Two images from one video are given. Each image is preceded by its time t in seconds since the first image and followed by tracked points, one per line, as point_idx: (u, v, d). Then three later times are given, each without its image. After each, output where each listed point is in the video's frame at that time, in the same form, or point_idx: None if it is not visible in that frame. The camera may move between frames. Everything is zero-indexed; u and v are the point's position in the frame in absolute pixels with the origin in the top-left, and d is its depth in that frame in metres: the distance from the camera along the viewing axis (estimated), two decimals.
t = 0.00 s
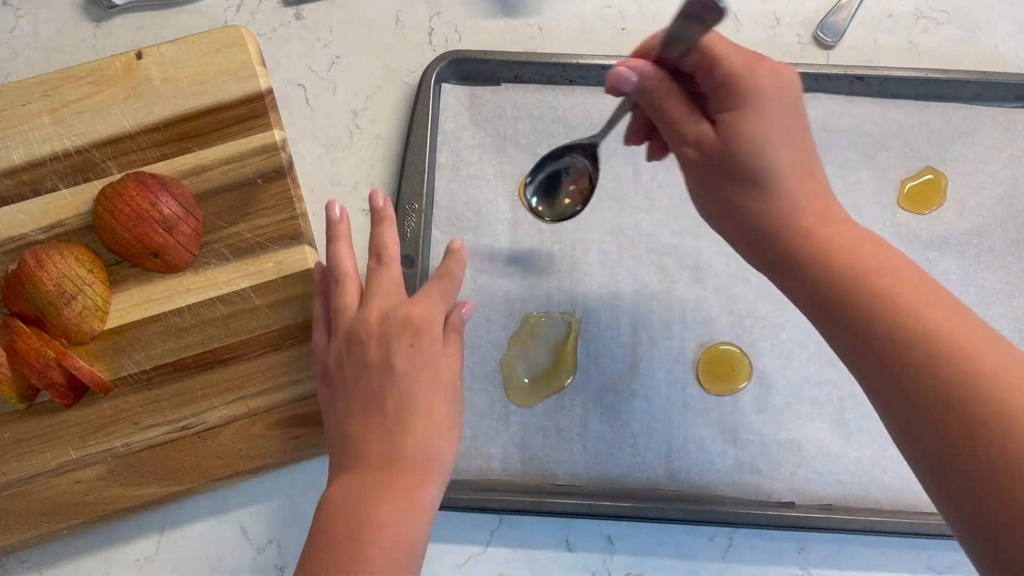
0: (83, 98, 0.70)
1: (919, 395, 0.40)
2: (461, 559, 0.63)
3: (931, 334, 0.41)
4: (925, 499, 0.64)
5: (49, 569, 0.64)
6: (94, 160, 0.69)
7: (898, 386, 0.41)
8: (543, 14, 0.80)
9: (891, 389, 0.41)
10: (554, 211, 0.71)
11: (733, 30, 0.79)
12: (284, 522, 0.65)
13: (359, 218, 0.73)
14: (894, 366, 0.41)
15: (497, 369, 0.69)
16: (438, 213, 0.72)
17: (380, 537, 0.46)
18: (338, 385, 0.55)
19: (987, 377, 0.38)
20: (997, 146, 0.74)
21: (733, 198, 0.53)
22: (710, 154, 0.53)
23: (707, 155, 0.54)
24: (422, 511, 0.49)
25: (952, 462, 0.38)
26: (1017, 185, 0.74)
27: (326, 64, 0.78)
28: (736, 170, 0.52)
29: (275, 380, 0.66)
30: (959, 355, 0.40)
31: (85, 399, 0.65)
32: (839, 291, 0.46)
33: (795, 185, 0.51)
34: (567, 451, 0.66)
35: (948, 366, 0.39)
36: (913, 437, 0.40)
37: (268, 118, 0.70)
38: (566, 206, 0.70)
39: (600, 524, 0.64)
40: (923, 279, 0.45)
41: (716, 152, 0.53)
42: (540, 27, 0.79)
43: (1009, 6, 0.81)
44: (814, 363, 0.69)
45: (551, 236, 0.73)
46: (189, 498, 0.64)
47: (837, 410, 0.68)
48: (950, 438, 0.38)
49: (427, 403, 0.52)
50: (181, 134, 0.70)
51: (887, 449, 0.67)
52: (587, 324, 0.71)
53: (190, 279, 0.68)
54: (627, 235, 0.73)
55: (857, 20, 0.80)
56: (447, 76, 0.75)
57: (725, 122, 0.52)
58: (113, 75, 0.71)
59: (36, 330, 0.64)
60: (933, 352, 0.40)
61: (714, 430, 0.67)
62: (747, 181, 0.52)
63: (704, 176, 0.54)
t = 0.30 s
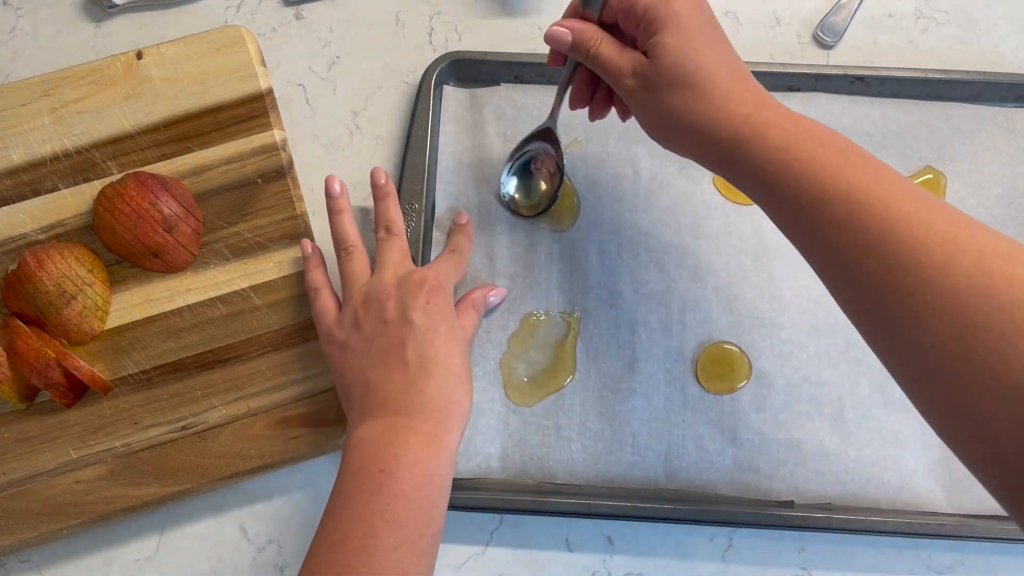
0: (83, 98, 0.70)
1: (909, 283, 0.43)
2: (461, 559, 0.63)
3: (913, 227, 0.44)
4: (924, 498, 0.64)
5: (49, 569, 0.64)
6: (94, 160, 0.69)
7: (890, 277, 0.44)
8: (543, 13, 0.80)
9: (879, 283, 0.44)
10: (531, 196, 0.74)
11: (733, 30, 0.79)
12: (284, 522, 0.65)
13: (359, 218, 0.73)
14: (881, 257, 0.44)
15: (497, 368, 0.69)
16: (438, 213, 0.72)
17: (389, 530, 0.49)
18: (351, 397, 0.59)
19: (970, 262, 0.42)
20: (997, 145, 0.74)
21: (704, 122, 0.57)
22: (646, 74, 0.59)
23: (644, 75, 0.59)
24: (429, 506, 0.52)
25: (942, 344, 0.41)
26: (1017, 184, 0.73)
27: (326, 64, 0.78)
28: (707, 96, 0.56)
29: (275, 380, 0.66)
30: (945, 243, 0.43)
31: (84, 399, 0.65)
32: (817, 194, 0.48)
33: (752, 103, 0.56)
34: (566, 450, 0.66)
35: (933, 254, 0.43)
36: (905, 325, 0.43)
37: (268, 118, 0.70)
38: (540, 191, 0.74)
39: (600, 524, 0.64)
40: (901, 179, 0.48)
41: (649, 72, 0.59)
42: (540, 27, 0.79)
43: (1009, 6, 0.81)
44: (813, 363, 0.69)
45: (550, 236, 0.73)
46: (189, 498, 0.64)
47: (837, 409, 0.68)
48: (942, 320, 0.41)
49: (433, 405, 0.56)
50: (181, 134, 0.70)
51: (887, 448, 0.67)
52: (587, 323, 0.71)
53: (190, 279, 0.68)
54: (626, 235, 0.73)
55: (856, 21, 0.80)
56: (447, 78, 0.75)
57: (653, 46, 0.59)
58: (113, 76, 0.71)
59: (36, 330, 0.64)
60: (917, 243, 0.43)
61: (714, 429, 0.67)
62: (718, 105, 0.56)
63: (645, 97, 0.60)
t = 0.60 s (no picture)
0: (83, 98, 0.70)
1: (905, 234, 0.43)
2: (461, 559, 0.63)
3: (911, 181, 0.45)
4: (923, 498, 0.64)
5: (49, 569, 0.64)
6: (94, 160, 0.69)
7: (886, 229, 0.44)
8: (543, 14, 0.80)
9: (872, 235, 0.45)
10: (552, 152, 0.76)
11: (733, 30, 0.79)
12: (284, 522, 0.65)
13: (359, 218, 0.73)
14: (879, 209, 0.45)
15: (497, 369, 0.69)
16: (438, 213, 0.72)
17: (387, 529, 0.49)
18: (347, 396, 0.59)
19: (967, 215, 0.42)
20: (997, 146, 0.74)
21: (712, 84, 0.58)
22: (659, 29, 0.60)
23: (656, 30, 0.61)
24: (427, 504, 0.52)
25: (934, 294, 0.41)
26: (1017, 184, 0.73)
27: (326, 64, 0.78)
28: (716, 58, 0.58)
29: (275, 380, 0.66)
30: (941, 195, 0.43)
31: (84, 399, 0.65)
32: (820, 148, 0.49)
33: (763, 67, 0.57)
34: (566, 450, 0.66)
35: (930, 208, 0.43)
36: (899, 277, 0.43)
37: (268, 118, 0.70)
38: (564, 146, 0.75)
39: (600, 524, 0.64)
40: (906, 138, 0.49)
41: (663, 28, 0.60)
42: (540, 27, 0.79)
43: (1009, 6, 0.81)
44: (813, 363, 0.69)
45: (550, 236, 0.73)
46: (189, 498, 0.64)
47: (837, 409, 0.68)
48: (934, 269, 0.41)
49: (430, 404, 0.56)
50: (181, 134, 0.70)
51: (887, 448, 0.67)
52: (587, 322, 0.71)
53: (190, 279, 0.68)
54: (626, 235, 0.73)
55: (856, 21, 0.80)
56: (447, 78, 0.76)
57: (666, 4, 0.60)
58: (113, 75, 0.71)
59: (36, 330, 0.64)
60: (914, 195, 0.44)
61: (714, 430, 0.67)
62: (726, 63, 0.58)
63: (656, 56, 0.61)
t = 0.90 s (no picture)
0: (83, 98, 0.70)
1: (921, 233, 0.41)
2: (461, 559, 0.63)
3: (936, 177, 0.42)
4: (923, 499, 0.64)
5: (49, 569, 0.64)
6: (94, 159, 0.69)
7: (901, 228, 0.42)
8: (543, 13, 0.80)
9: (894, 232, 0.42)
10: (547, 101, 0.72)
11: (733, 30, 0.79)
12: (284, 522, 0.65)
13: (359, 218, 0.73)
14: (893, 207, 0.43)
15: (497, 369, 0.69)
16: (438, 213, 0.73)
17: (384, 527, 0.49)
18: (346, 394, 0.59)
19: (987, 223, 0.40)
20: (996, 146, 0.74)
21: (730, 62, 0.55)
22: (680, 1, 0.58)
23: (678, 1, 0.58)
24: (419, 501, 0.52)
25: (957, 293, 0.39)
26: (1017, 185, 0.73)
27: (326, 64, 0.78)
28: (736, 34, 0.55)
29: (275, 380, 0.66)
30: (967, 196, 0.41)
31: (84, 399, 0.65)
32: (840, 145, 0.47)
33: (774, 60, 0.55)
34: (566, 450, 0.66)
35: (948, 204, 0.41)
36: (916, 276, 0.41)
37: (268, 118, 0.70)
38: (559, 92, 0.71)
39: (600, 524, 0.64)
40: (930, 137, 0.46)
41: None
42: (540, 27, 0.79)
43: (1009, 5, 0.81)
44: (813, 362, 0.69)
45: (551, 236, 0.73)
46: (189, 498, 0.64)
47: (837, 409, 0.68)
48: (959, 272, 0.39)
49: (429, 403, 0.56)
50: (181, 134, 0.70)
51: (887, 448, 0.67)
52: (587, 322, 0.71)
53: (190, 279, 0.68)
54: (626, 235, 0.73)
55: (856, 20, 0.80)
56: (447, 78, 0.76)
57: None
58: (113, 75, 0.71)
59: (36, 330, 0.64)
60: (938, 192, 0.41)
61: (714, 430, 0.67)
62: (745, 42, 0.55)
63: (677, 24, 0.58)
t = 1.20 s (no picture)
0: (83, 98, 0.71)
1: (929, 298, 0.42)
2: (461, 559, 0.63)
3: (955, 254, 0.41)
4: (923, 499, 0.64)
5: (49, 569, 0.64)
6: (94, 160, 0.69)
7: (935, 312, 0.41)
8: (543, 13, 0.80)
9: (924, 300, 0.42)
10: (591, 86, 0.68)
11: (733, 30, 0.80)
12: (284, 521, 0.65)
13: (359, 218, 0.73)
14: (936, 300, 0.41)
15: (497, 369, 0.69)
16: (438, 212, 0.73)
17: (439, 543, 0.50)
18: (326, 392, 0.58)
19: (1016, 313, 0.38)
20: (996, 147, 0.74)
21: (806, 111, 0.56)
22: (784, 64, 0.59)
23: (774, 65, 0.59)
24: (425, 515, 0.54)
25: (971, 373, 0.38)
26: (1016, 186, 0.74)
27: (326, 64, 0.78)
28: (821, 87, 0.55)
29: (275, 381, 0.66)
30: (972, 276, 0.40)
31: (85, 399, 0.65)
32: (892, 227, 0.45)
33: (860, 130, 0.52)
34: (566, 450, 0.66)
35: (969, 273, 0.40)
36: (941, 355, 0.40)
37: (268, 118, 0.70)
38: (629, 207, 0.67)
39: (600, 524, 0.64)
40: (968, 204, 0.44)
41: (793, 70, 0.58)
42: (540, 27, 0.79)
43: (1009, 5, 0.81)
44: (813, 363, 0.70)
45: (551, 237, 0.73)
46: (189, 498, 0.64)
47: (836, 409, 0.68)
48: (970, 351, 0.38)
49: (441, 456, 0.40)
50: (181, 134, 0.70)
51: (886, 449, 0.67)
52: (587, 322, 0.71)
53: (190, 279, 0.68)
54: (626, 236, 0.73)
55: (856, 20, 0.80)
56: (446, 77, 0.75)
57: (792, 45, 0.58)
58: (114, 76, 0.71)
59: (36, 330, 0.64)
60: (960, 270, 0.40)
61: (713, 430, 0.67)
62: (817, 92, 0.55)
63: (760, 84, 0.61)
